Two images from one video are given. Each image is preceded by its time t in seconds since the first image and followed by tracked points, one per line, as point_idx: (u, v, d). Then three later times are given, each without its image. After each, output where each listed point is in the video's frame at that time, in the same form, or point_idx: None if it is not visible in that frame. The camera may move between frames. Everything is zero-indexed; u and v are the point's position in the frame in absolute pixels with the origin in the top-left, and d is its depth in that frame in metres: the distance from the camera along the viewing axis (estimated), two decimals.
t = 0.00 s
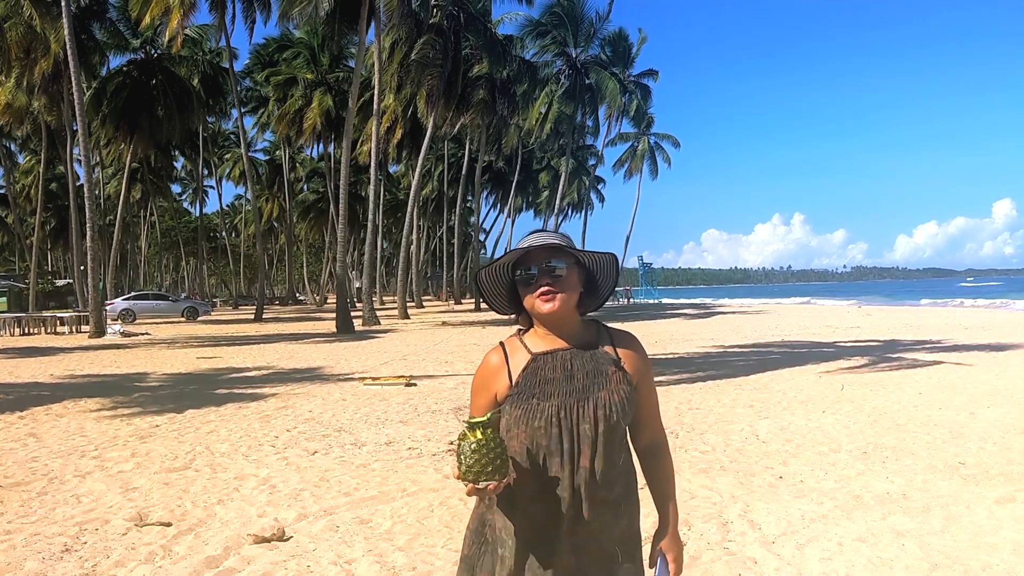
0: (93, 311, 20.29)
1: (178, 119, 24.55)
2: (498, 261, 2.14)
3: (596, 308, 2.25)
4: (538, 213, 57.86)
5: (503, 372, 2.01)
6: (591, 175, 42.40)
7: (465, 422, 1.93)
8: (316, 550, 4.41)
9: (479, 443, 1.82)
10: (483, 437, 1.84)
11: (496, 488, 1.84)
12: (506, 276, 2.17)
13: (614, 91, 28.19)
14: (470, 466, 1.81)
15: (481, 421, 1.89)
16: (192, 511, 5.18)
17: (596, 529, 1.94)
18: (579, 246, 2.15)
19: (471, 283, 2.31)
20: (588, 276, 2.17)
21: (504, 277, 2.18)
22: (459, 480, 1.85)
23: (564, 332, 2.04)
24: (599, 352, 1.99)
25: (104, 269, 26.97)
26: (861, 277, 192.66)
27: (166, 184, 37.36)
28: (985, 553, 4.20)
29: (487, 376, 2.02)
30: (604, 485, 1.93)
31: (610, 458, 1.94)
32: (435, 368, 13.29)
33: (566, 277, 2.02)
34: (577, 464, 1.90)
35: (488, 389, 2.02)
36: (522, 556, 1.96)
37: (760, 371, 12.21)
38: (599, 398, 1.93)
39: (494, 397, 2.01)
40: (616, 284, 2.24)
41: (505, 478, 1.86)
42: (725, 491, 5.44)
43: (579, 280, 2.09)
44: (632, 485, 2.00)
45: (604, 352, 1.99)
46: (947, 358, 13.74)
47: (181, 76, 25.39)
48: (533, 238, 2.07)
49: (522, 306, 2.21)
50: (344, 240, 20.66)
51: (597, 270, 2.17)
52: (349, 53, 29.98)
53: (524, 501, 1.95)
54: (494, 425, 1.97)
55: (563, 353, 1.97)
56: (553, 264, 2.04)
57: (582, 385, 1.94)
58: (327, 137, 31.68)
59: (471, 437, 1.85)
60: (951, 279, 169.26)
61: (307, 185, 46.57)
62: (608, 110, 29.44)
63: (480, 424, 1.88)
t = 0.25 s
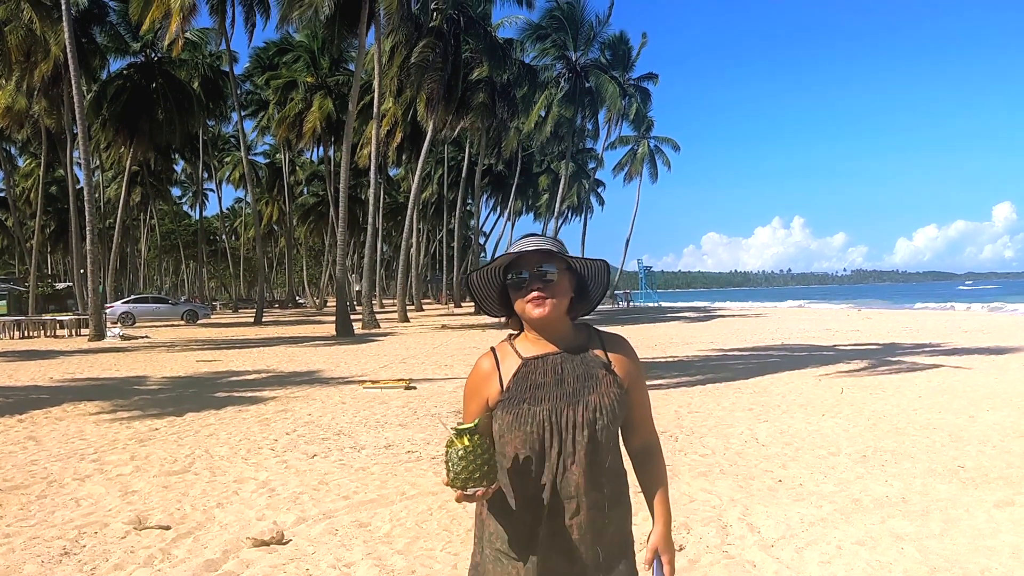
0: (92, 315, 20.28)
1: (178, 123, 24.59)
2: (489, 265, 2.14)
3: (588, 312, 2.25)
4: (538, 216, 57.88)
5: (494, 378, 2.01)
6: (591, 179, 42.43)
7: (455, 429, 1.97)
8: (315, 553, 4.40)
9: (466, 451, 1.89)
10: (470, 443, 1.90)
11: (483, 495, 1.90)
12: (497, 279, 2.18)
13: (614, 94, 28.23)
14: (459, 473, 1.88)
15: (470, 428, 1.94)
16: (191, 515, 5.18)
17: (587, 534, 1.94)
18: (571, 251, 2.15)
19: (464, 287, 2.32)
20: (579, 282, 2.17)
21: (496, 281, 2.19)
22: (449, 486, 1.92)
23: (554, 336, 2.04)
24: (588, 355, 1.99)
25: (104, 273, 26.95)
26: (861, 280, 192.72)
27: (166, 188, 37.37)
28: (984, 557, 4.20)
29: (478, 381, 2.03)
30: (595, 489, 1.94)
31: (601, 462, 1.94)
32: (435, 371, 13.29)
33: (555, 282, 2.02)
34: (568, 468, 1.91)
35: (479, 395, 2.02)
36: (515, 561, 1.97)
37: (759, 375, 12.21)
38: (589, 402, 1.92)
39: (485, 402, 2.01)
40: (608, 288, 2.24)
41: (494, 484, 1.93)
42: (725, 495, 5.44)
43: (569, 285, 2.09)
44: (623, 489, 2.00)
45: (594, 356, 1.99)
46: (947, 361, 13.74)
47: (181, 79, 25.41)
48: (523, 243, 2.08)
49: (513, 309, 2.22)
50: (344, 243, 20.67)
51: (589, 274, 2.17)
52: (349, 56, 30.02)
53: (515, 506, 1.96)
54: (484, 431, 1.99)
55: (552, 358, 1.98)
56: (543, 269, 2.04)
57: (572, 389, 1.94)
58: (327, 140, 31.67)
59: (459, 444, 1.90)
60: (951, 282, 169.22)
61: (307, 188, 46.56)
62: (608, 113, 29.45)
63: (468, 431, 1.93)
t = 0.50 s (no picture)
0: (92, 318, 20.26)
1: (178, 126, 24.65)
2: (487, 270, 2.14)
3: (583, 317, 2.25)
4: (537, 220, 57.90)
5: (488, 382, 2.02)
6: (591, 182, 42.47)
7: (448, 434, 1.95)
8: (314, 556, 4.40)
9: (459, 457, 1.87)
10: (463, 450, 1.88)
11: (476, 499, 1.88)
12: (492, 283, 2.18)
13: (614, 98, 28.29)
14: (451, 479, 1.87)
15: (463, 433, 1.92)
16: (190, 518, 5.18)
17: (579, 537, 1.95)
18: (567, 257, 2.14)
19: (460, 290, 2.32)
20: (574, 288, 2.17)
21: (491, 285, 2.19)
22: (441, 492, 1.89)
23: (548, 342, 2.05)
24: (582, 360, 2.00)
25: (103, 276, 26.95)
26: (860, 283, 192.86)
27: (166, 191, 37.38)
28: (983, 560, 4.20)
29: (472, 386, 2.04)
30: (588, 494, 1.94)
31: (594, 467, 1.94)
32: (434, 374, 13.29)
33: (550, 288, 2.03)
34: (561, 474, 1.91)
35: (474, 400, 2.02)
36: (507, 565, 1.98)
37: (759, 378, 12.21)
38: (583, 406, 1.94)
39: (479, 406, 2.01)
40: (604, 293, 2.24)
41: (487, 489, 1.91)
42: (724, 498, 5.44)
43: (565, 291, 2.09)
44: (617, 493, 2.00)
45: (588, 361, 2.00)
46: (946, 364, 13.73)
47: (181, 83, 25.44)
48: (519, 249, 2.08)
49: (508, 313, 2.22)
50: (344, 247, 20.66)
51: (586, 280, 2.16)
52: (348, 60, 30.08)
53: (507, 510, 1.97)
54: (477, 434, 1.99)
55: (547, 363, 1.99)
56: (538, 276, 2.05)
57: (567, 394, 1.95)
58: (327, 144, 31.72)
59: (451, 450, 1.89)
60: (950, 285, 169.39)
61: (307, 192, 46.59)
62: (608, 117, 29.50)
63: (461, 436, 1.91)
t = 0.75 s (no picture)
0: (91, 320, 20.27)
1: (178, 128, 24.66)
2: (495, 270, 2.16)
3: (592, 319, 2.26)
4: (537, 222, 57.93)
5: (498, 383, 2.05)
6: (590, 185, 42.48)
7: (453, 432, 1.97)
8: (313, 559, 4.40)
9: (462, 452, 1.88)
10: (467, 447, 1.89)
11: (479, 496, 1.90)
12: (502, 285, 2.21)
13: (614, 101, 28.33)
14: (455, 475, 1.87)
15: (468, 431, 1.94)
16: (190, 520, 5.17)
17: (587, 535, 1.95)
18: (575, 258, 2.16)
19: (470, 291, 2.34)
20: (584, 289, 2.17)
21: (500, 286, 2.22)
22: (446, 489, 1.90)
23: (556, 342, 2.07)
24: (591, 359, 2.01)
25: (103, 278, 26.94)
26: (860, 286, 192.78)
27: (166, 193, 37.39)
28: (982, 562, 4.21)
29: (483, 387, 2.07)
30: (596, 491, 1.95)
31: (602, 466, 1.94)
32: (434, 377, 13.28)
33: (557, 288, 2.05)
34: (568, 471, 1.92)
35: (484, 400, 2.06)
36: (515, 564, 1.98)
37: (759, 381, 12.20)
38: (591, 405, 1.95)
39: (490, 408, 2.05)
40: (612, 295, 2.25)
41: (491, 486, 1.92)
42: (724, 500, 5.44)
43: (572, 292, 2.10)
44: (627, 492, 2.00)
45: (597, 359, 2.01)
46: (946, 367, 13.73)
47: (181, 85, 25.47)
48: (527, 249, 2.09)
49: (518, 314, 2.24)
50: (344, 249, 20.62)
51: (594, 282, 2.18)
52: (349, 62, 30.12)
53: (513, 507, 1.99)
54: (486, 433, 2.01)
55: (555, 363, 2.00)
56: (546, 276, 2.06)
57: (575, 393, 1.96)
58: (327, 147, 31.78)
59: (455, 447, 1.90)
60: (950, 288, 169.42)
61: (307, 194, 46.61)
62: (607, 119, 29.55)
63: (465, 434, 1.93)
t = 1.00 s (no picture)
0: (91, 322, 20.25)
1: (178, 130, 24.65)
2: (508, 269, 2.18)
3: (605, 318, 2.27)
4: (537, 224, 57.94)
5: (511, 383, 2.08)
6: (590, 187, 42.48)
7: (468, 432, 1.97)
8: (313, 560, 4.40)
9: (477, 453, 1.88)
10: (481, 447, 1.89)
11: (494, 496, 1.90)
12: (515, 284, 2.23)
13: (614, 102, 28.35)
14: (470, 475, 1.88)
15: (483, 430, 1.94)
16: (189, 521, 5.17)
17: (599, 533, 1.97)
18: (589, 258, 2.18)
19: (484, 290, 2.37)
20: (597, 289, 2.18)
21: (513, 285, 2.24)
22: (461, 488, 1.91)
23: (569, 341, 2.09)
24: (604, 358, 2.04)
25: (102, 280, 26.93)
26: (859, 287, 192.76)
27: (166, 195, 37.39)
28: (983, 563, 4.21)
29: (497, 387, 2.10)
30: (609, 488, 1.97)
31: (614, 463, 1.98)
32: (433, 379, 13.28)
33: (570, 288, 2.07)
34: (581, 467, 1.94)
35: (499, 399, 2.09)
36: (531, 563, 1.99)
37: (758, 382, 12.19)
38: (604, 404, 1.98)
39: (504, 407, 2.08)
40: (625, 295, 2.27)
41: (506, 485, 1.93)
42: (724, 502, 5.43)
43: (585, 291, 2.12)
44: (637, 489, 2.04)
45: (609, 359, 2.04)
46: (945, 369, 13.73)
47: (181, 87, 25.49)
48: (540, 249, 2.12)
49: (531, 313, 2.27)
50: (344, 252, 20.54)
51: (607, 282, 2.19)
52: (348, 64, 30.15)
53: (528, 505, 1.98)
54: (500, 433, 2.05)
55: (567, 362, 2.03)
56: (559, 276, 2.08)
57: (587, 393, 1.99)
58: (327, 148, 31.78)
59: (470, 446, 1.90)
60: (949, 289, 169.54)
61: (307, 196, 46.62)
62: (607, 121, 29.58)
63: (479, 434, 1.92)
